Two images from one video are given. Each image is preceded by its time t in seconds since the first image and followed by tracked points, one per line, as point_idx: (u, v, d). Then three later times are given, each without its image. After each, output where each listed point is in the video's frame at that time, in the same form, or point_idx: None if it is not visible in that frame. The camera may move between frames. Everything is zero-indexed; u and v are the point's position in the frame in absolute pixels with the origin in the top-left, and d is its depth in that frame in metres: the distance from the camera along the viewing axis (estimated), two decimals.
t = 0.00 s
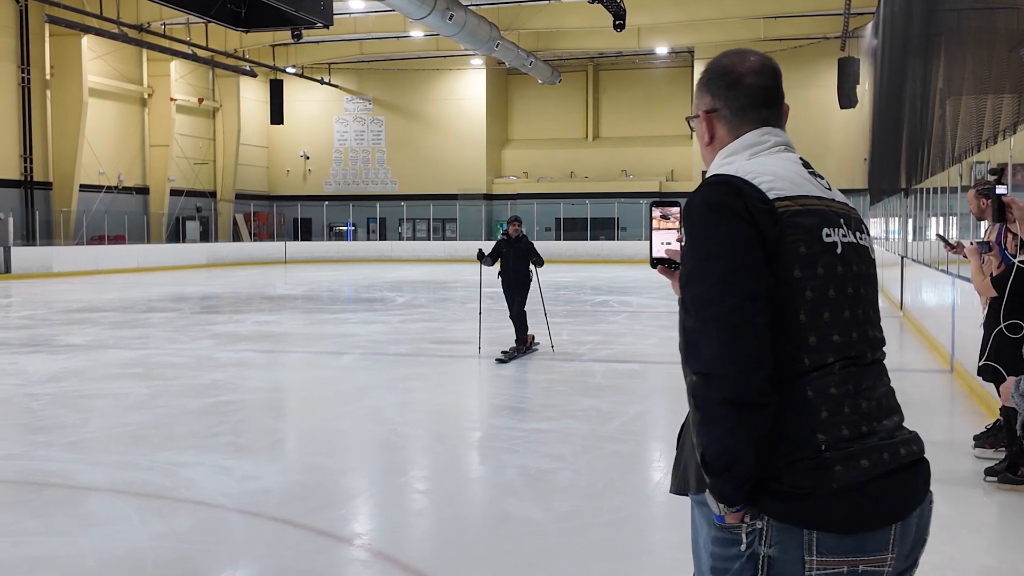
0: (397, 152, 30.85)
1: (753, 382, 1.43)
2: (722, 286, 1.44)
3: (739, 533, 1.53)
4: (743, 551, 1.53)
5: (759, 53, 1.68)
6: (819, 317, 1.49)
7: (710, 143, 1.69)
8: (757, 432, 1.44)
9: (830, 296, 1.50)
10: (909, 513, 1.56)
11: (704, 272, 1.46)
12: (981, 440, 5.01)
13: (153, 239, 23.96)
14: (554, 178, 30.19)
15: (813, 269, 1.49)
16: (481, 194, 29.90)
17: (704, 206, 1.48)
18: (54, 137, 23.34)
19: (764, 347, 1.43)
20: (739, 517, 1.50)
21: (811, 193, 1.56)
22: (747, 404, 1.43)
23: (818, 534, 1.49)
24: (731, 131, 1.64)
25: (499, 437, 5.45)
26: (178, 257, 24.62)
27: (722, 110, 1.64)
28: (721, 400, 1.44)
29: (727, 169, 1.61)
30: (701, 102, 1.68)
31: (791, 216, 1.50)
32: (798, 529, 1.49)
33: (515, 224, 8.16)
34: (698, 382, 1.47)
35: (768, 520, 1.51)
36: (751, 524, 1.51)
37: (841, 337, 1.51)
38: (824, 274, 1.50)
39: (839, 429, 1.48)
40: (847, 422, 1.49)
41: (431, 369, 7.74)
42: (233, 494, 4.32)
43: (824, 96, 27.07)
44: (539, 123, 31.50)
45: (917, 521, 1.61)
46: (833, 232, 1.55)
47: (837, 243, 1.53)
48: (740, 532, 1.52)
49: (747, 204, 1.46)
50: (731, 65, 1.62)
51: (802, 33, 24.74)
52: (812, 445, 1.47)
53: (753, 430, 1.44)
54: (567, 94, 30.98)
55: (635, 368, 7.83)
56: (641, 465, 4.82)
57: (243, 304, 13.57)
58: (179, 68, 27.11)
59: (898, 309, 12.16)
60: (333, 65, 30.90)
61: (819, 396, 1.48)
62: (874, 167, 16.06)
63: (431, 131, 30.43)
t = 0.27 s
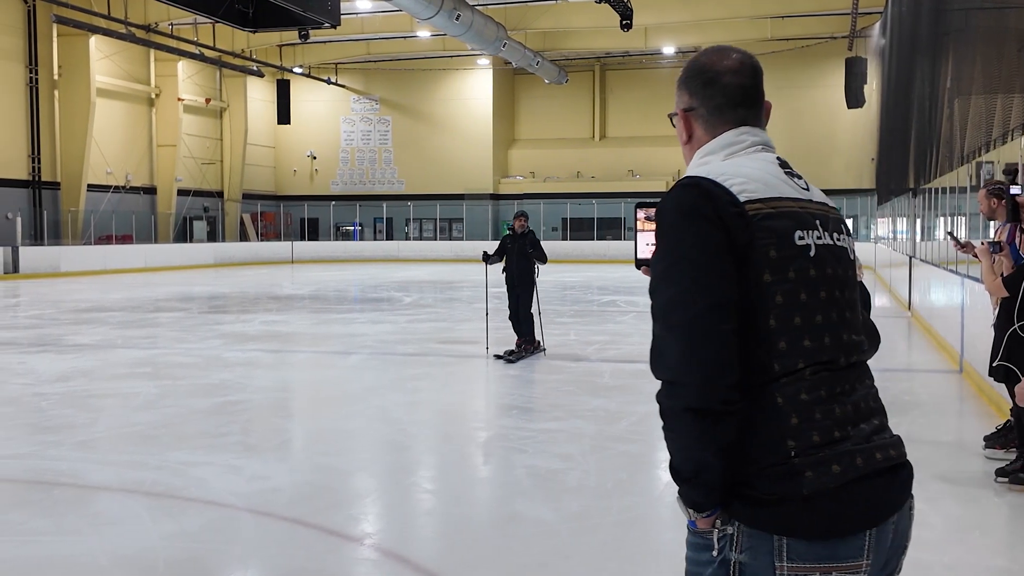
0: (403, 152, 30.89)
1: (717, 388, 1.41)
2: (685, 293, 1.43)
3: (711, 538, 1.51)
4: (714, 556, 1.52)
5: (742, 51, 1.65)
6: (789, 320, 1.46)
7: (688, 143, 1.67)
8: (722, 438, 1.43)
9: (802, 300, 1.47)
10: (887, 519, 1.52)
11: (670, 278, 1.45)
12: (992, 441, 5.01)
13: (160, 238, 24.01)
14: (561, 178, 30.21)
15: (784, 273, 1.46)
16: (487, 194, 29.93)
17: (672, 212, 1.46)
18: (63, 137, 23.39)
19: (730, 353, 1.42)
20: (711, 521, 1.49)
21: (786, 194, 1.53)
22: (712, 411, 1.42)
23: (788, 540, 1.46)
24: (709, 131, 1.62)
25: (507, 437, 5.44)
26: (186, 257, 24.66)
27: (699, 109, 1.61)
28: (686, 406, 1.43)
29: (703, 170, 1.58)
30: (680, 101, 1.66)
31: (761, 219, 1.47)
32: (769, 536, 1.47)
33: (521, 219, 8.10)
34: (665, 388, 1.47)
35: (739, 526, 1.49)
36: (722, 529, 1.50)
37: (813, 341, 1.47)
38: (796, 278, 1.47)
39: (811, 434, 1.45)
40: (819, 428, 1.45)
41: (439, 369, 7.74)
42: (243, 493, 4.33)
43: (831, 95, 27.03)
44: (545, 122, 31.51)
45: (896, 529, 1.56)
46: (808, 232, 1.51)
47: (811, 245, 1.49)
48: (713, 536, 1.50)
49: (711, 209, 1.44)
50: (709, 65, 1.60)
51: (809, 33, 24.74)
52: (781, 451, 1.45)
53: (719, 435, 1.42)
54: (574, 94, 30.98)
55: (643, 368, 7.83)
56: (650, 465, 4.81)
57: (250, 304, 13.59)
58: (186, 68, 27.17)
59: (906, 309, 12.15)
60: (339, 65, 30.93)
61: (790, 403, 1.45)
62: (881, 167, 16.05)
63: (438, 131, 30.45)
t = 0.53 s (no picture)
0: (411, 152, 30.91)
1: (686, 378, 1.45)
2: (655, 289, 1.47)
3: (711, 537, 1.52)
4: (715, 556, 1.53)
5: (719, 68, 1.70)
6: (762, 309, 1.47)
7: (665, 156, 1.72)
8: (699, 428, 1.45)
9: (774, 287, 1.48)
10: (888, 509, 1.49)
11: (638, 277, 1.50)
12: (1003, 440, 4.95)
13: (168, 238, 24.06)
14: (569, 177, 30.20)
15: (753, 264, 1.48)
16: (495, 194, 29.94)
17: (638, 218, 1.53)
18: (72, 137, 23.46)
19: (700, 346, 1.46)
20: (710, 519, 1.49)
21: (752, 192, 1.57)
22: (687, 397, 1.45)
23: (785, 533, 1.45)
24: (682, 143, 1.67)
25: (517, 435, 5.44)
26: (194, 257, 24.71)
27: (673, 123, 1.66)
28: (662, 395, 1.47)
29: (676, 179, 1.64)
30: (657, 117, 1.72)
31: (726, 213, 1.50)
32: (766, 529, 1.46)
33: (526, 220, 8.05)
34: (644, 383, 1.50)
35: (736, 521, 1.48)
36: (721, 527, 1.50)
37: (790, 329, 1.47)
38: (765, 268, 1.48)
39: (796, 421, 1.43)
40: (804, 414, 1.44)
41: (448, 368, 7.75)
42: (253, 491, 4.34)
43: (840, 94, 26.96)
44: (553, 121, 31.49)
45: (902, 521, 1.53)
46: (779, 223, 1.54)
47: (780, 236, 1.51)
48: (712, 535, 1.51)
49: (674, 209, 1.49)
50: (681, 80, 1.65)
51: (819, 32, 24.71)
52: (768, 442, 1.44)
53: (694, 426, 1.45)
54: (582, 94, 30.95)
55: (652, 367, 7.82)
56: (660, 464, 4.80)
57: (258, 303, 13.62)
58: (194, 68, 27.22)
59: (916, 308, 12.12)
60: (347, 65, 30.96)
61: (771, 392, 1.44)
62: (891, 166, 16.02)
63: (446, 130, 30.45)
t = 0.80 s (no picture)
0: (413, 151, 30.90)
1: (690, 369, 1.43)
2: (651, 282, 1.47)
3: (726, 537, 1.50)
4: (730, 554, 1.51)
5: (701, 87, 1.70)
6: (760, 298, 1.46)
7: (651, 172, 1.72)
8: (706, 422, 1.43)
9: (768, 277, 1.47)
10: (903, 498, 1.47)
11: (631, 274, 1.50)
12: (1009, 439, 4.88)
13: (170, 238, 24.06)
14: (571, 176, 30.21)
15: (746, 255, 1.48)
16: (497, 193, 29.95)
17: (629, 217, 1.53)
18: (75, 136, 23.48)
19: (702, 338, 1.44)
20: (726, 518, 1.48)
21: (739, 193, 1.57)
22: (689, 388, 1.43)
23: (802, 528, 1.43)
24: (668, 159, 1.67)
25: (519, 434, 5.43)
26: (197, 256, 24.72)
27: (658, 141, 1.67)
28: (661, 390, 1.45)
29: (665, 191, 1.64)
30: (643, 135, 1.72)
31: (716, 209, 1.51)
32: (782, 525, 1.44)
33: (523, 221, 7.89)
34: (644, 380, 1.49)
35: (751, 519, 1.47)
36: (737, 526, 1.49)
37: (788, 317, 1.46)
38: (757, 259, 1.48)
39: (802, 409, 1.42)
40: (811, 401, 1.42)
41: (450, 367, 7.74)
42: (254, 490, 4.32)
43: (843, 92, 26.90)
44: (555, 120, 31.48)
45: (918, 511, 1.51)
46: (767, 220, 1.54)
47: (769, 230, 1.52)
48: (727, 534, 1.50)
49: (663, 208, 1.49)
50: (667, 98, 1.65)
51: (821, 31, 24.72)
52: (776, 433, 1.42)
53: (700, 418, 1.43)
54: (584, 92, 30.93)
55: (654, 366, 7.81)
56: (663, 462, 4.78)
57: (260, 302, 13.62)
58: (196, 67, 27.23)
59: (919, 307, 12.10)
60: (349, 64, 30.96)
61: (773, 380, 1.43)
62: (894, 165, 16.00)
63: (448, 129, 30.44)
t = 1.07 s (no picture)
0: (413, 149, 30.88)
1: (695, 364, 1.39)
2: (649, 280, 1.43)
3: (741, 542, 1.47)
4: (746, 559, 1.48)
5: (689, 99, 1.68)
6: (761, 293, 1.44)
7: (639, 186, 1.70)
8: (714, 420, 1.39)
9: (768, 272, 1.46)
10: (923, 495, 1.43)
11: (626, 274, 1.47)
12: (1012, 439, 4.87)
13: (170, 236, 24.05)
14: (571, 175, 30.16)
15: (744, 252, 1.47)
16: (497, 191, 29.92)
17: (620, 221, 1.51)
18: (73, 135, 23.49)
19: (705, 333, 1.41)
20: (740, 523, 1.44)
21: (731, 196, 1.56)
22: (695, 383, 1.39)
23: (822, 529, 1.39)
24: (656, 172, 1.65)
25: (519, 434, 5.41)
26: (196, 255, 24.71)
27: (646, 154, 1.65)
28: (666, 388, 1.41)
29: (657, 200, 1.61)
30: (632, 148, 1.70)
31: (709, 209, 1.50)
32: (800, 527, 1.40)
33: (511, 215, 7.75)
34: (646, 382, 1.44)
35: (768, 523, 1.43)
36: (752, 530, 1.45)
37: (791, 311, 1.44)
38: (754, 254, 1.47)
39: (812, 403, 1.39)
40: (821, 393, 1.40)
41: (449, 366, 7.72)
42: (250, 490, 4.30)
43: (844, 90, 26.83)
44: (555, 118, 31.42)
45: (939, 509, 1.47)
46: (759, 219, 1.53)
47: (764, 228, 1.51)
48: (742, 541, 1.46)
49: (655, 210, 1.48)
50: (654, 111, 1.64)
51: (822, 29, 24.69)
52: (789, 428, 1.39)
53: (709, 415, 1.39)
54: (584, 91, 30.88)
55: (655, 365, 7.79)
56: (663, 462, 4.76)
57: (259, 301, 13.61)
58: (196, 65, 27.23)
59: (920, 306, 12.08)
60: (349, 62, 30.94)
61: (781, 375, 1.40)
62: (894, 163, 15.94)
63: (447, 128, 30.41)
